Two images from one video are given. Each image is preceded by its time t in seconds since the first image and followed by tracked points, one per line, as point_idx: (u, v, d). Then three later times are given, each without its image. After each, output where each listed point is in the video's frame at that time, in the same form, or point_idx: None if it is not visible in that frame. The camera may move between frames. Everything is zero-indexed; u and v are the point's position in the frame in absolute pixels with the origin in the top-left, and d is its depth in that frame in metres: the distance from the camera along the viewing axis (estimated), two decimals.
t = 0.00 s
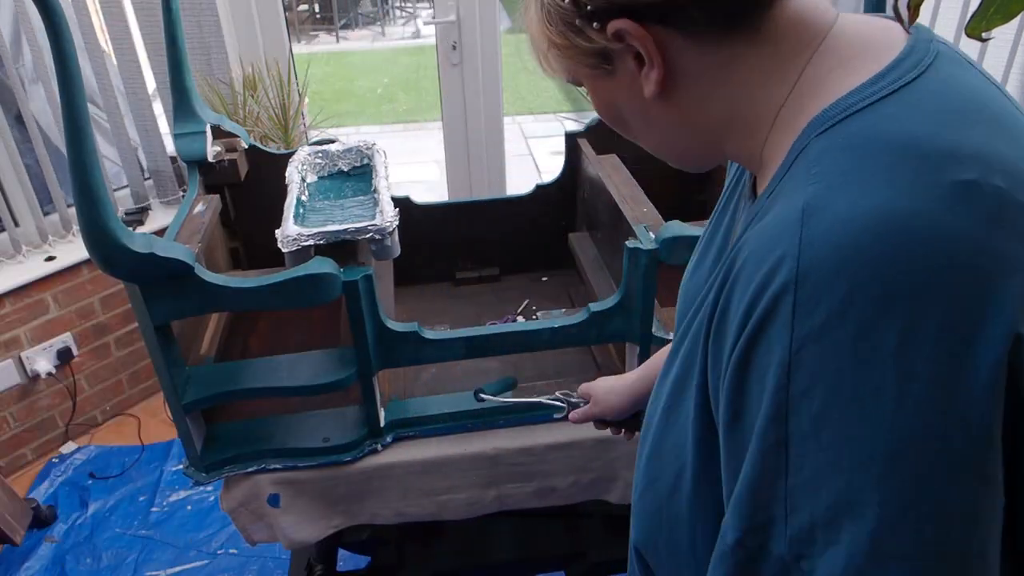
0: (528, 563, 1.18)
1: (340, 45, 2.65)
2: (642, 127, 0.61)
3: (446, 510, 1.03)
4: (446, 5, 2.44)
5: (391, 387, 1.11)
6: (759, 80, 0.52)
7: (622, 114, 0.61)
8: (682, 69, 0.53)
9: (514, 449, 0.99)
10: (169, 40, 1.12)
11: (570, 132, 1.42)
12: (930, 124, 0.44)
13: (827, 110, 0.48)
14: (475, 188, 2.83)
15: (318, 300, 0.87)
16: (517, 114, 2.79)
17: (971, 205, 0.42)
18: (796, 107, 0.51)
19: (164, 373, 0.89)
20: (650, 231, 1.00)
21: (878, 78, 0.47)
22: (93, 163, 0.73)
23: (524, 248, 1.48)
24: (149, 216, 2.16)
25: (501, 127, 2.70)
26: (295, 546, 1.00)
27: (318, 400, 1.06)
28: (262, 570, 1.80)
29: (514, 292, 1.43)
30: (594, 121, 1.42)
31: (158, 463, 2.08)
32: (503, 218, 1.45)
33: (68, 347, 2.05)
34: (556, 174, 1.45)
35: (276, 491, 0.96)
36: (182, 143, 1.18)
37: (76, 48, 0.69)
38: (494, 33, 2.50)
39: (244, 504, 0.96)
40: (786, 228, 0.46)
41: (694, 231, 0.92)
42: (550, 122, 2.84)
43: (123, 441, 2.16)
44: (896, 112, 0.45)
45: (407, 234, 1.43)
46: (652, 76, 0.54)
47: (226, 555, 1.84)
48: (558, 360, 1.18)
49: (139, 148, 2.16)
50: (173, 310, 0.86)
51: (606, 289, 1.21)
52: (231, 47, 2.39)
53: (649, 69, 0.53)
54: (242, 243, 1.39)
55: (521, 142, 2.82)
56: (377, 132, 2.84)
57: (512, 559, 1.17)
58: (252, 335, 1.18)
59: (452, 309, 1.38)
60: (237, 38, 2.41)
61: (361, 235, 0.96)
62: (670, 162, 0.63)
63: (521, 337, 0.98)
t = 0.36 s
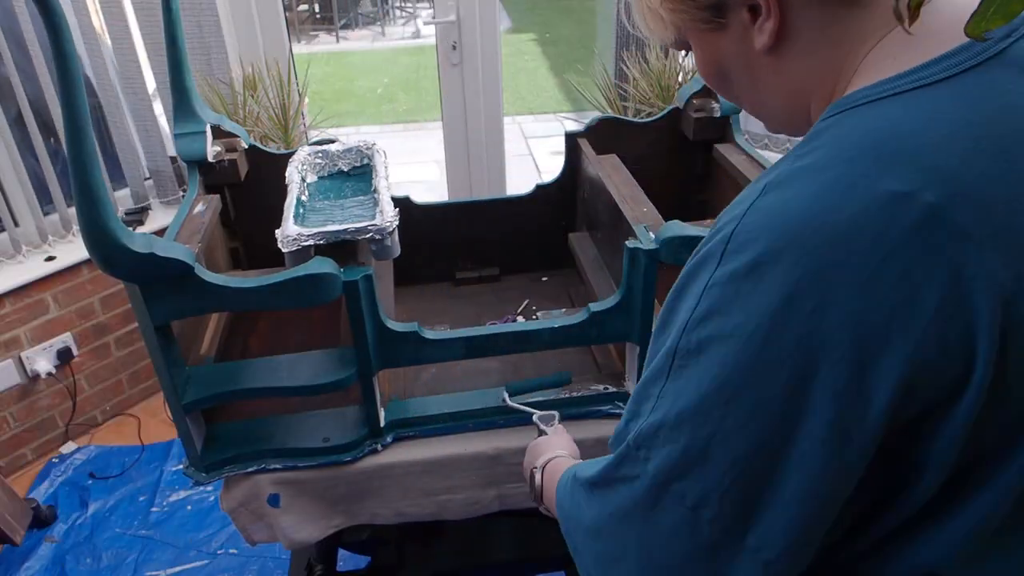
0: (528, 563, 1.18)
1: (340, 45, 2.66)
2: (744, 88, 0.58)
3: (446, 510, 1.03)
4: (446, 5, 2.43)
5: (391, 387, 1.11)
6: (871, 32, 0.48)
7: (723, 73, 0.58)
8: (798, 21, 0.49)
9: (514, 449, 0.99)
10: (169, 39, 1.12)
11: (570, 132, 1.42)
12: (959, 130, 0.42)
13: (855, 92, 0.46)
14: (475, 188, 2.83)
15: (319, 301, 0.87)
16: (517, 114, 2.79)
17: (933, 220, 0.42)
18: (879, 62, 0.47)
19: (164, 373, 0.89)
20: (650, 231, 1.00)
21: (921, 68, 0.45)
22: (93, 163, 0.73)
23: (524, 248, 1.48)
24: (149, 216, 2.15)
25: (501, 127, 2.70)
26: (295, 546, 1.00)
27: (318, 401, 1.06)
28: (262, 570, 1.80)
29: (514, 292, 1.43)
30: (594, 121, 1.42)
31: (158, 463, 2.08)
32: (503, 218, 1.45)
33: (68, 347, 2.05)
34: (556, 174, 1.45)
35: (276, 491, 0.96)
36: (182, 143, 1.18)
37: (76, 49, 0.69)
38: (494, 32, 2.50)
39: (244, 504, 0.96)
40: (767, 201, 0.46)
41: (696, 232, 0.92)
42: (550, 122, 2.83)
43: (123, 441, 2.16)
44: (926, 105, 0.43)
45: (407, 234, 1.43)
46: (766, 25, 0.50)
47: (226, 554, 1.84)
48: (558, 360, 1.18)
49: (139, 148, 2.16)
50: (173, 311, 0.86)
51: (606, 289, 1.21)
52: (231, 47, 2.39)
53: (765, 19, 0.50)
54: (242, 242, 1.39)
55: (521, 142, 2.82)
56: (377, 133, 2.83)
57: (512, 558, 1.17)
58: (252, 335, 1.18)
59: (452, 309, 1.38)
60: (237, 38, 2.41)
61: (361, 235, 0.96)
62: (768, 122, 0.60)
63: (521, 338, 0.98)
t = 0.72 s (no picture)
0: (528, 563, 1.18)
1: (339, 45, 2.67)
2: (749, 138, 0.59)
3: (446, 510, 1.03)
4: (446, 4, 2.43)
5: (391, 387, 1.11)
6: (862, 66, 0.50)
7: (727, 129, 0.60)
8: (791, 77, 0.51)
9: (514, 449, 0.99)
10: (169, 39, 1.12)
11: (571, 132, 1.42)
12: (955, 144, 0.44)
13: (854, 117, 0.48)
14: (475, 188, 2.82)
15: (319, 301, 0.87)
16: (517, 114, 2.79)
17: (940, 235, 0.44)
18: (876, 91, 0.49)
19: (163, 373, 0.89)
20: (650, 231, 1.00)
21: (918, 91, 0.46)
22: (93, 163, 0.73)
23: (524, 248, 1.48)
24: (149, 216, 2.15)
25: (501, 127, 2.70)
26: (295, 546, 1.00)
27: (318, 400, 1.06)
28: (261, 570, 1.80)
29: (514, 292, 1.43)
30: (594, 122, 1.42)
31: (158, 463, 2.08)
32: (503, 218, 1.45)
33: (68, 347, 2.05)
34: (556, 174, 1.45)
35: (276, 491, 0.96)
36: (182, 143, 1.18)
37: (76, 49, 0.69)
38: (494, 32, 2.49)
39: (244, 504, 0.96)
40: (773, 226, 0.48)
41: (696, 232, 0.92)
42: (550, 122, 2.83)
43: (123, 441, 2.16)
44: (926, 125, 0.45)
45: (408, 234, 1.43)
46: (760, 85, 0.52)
47: (226, 555, 1.84)
48: (558, 360, 1.18)
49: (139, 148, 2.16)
50: (174, 310, 0.86)
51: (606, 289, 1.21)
52: (231, 47, 2.39)
53: (758, 80, 0.52)
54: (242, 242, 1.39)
55: (521, 142, 2.84)
56: (377, 133, 2.86)
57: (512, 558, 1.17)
58: (252, 335, 1.18)
59: (452, 309, 1.38)
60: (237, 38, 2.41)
61: (361, 235, 0.96)
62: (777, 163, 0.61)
63: (521, 337, 0.98)
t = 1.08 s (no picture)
0: (528, 563, 1.18)
1: (339, 45, 2.66)
2: (657, 123, 0.61)
3: (446, 510, 1.03)
4: (446, 5, 2.43)
5: (391, 387, 1.12)
6: (783, 81, 0.50)
7: (638, 111, 0.61)
8: (696, 71, 0.52)
9: (514, 449, 0.99)
10: (169, 39, 1.12)
11: (571, 132, 1.42)
12: (907, 141, 0.44)
13: (813, 131, 0.47)
14: (475, 188, 2.83)
15: (319, 301, 0.87)
16: (517, 114, 2.79)
17: (928, 241, 0.42)
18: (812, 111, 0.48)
19: (164, 373, 0.89)
20: (650, 231, 1.00)
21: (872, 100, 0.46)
22: (93, 164, 0.73)
23: (524, 248, 1.48)
24: (149, 216, 2.15)
25: (501, 126, 2.70)
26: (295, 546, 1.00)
27: (319, 400, 1.06)
28: (261, 570, 1.80)
29: (514, 292, 1.42)
30: (594, 122, 1.42)
31: (158, 463, 2.08)
32: (504, 218, 1.45)
33: (69, 347, 2.05)
34: (556, 174, 1.46)
35: (276, 492, 0.96)
36: (182, 143, 1.18)
37: (77, 50, 0.69)
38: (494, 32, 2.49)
39: (244, 504, 0.96)
40: (753, 256, 0.44)
41: (696, 232, 0.92)
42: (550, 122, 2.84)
43: (123, 441, 2.16)
44: (882, 130, 0.44)
45: (408, 234, 1.43)
46: (666, 73, 0.53)
47: (226, 555, 1.84)
48: (558, 360, 1.18)
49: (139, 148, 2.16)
50: (174, 310, 0.86)
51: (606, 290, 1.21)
52: (231, 46, 2.39)
53: (663, 67, 0.53)
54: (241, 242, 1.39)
55: (521, 142, 2.83)
56: (377, 133, 2.84)
57: (512, 558, 1.17)
58: (252, 335, 1.18)
59: (452, 309, 1.38)
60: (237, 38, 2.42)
61: (361, 235, 0.96)
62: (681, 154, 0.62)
63: (522, 337, 0.98)
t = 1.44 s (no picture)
0: (528, 564, 1.18)
1: (339, 45, 2.66)
2: (622, 157, 0.60)
3: (446, 510, 1.03)
4: (446, 5, 2.43)
5: (391, 386, 1.12)
6: (774, 109, 0.51)
7: (600, 144, 0.60)
8: (675, 103, 0.52)
9: (514, 449, 0.99)
10: (169, 39, 1.12)
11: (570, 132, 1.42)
12: (918, 141, 0.45)
13: (831, 147, 0.47)
14: (475, 188, 2.83)
15: (318, 301, 0.87)
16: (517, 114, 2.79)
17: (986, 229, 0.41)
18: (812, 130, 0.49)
19: (163, 374, 0.89)
20: (650, 231, 1.00)
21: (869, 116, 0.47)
22: (93, 163, 0.73)
23: (524, 248, 1.48)
24: (149, 216, 2.15)
25: (501, 126, 2.70)
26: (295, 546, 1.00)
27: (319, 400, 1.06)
28: (261, 570, 1.80)
29: (514, 292, 1.42)
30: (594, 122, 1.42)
31: (158, 464, 2.08)
32: (503, 218, 1.45)
33: (68, 347, 2.05)
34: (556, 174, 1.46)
35: (276, 492, 0.96)
36: (182, 143, 1.18)
37: (77, 49, 0.69)
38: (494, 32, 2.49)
39: (244, 504, 0.96)
40: (820, 292, 0.43)
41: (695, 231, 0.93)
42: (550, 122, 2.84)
43: (123, 441, 2.16)
44: (895, 138, 0.45)
45: (407, 234, 1.43)
46: (643, 108, 0.52)
47: (226, 555, 1.84)
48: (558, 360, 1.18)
49: (139, 148, 2.16)
50: (174, 311, 0.86)
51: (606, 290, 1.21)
52: (231, 46, 2.38)
53: (641, 101, 0.52)
54: (241, 242, 1.39)
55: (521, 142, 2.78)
56: (377, 133, 2.83)
57: (513, 558, 1.17)
58: (252, 335, 1.18)
59: (451, 309, 1.38)
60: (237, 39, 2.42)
61: (361, 235, 0.96)
62: (641, 187, 0.63)
63: (522, 337, 0.98)
